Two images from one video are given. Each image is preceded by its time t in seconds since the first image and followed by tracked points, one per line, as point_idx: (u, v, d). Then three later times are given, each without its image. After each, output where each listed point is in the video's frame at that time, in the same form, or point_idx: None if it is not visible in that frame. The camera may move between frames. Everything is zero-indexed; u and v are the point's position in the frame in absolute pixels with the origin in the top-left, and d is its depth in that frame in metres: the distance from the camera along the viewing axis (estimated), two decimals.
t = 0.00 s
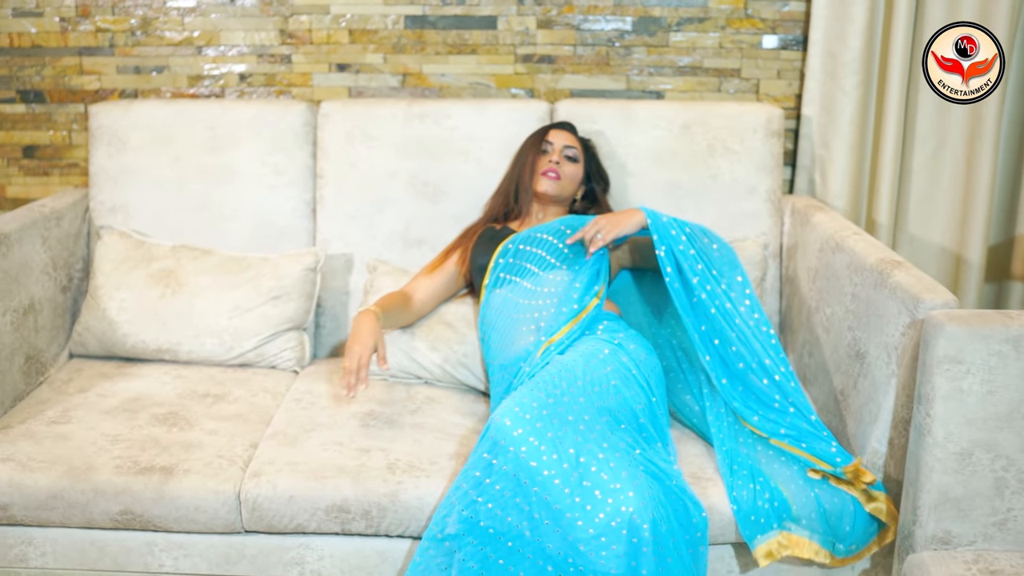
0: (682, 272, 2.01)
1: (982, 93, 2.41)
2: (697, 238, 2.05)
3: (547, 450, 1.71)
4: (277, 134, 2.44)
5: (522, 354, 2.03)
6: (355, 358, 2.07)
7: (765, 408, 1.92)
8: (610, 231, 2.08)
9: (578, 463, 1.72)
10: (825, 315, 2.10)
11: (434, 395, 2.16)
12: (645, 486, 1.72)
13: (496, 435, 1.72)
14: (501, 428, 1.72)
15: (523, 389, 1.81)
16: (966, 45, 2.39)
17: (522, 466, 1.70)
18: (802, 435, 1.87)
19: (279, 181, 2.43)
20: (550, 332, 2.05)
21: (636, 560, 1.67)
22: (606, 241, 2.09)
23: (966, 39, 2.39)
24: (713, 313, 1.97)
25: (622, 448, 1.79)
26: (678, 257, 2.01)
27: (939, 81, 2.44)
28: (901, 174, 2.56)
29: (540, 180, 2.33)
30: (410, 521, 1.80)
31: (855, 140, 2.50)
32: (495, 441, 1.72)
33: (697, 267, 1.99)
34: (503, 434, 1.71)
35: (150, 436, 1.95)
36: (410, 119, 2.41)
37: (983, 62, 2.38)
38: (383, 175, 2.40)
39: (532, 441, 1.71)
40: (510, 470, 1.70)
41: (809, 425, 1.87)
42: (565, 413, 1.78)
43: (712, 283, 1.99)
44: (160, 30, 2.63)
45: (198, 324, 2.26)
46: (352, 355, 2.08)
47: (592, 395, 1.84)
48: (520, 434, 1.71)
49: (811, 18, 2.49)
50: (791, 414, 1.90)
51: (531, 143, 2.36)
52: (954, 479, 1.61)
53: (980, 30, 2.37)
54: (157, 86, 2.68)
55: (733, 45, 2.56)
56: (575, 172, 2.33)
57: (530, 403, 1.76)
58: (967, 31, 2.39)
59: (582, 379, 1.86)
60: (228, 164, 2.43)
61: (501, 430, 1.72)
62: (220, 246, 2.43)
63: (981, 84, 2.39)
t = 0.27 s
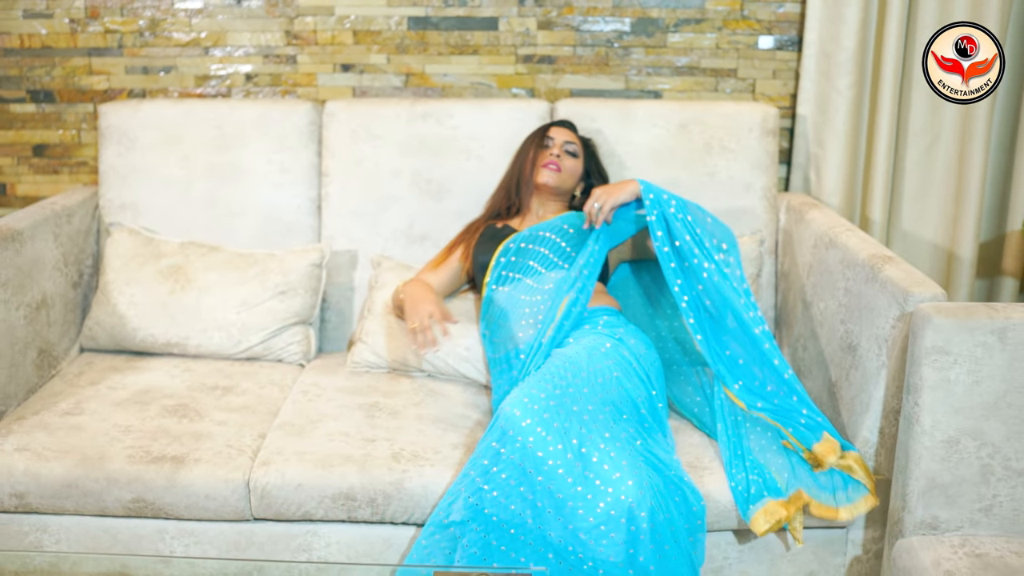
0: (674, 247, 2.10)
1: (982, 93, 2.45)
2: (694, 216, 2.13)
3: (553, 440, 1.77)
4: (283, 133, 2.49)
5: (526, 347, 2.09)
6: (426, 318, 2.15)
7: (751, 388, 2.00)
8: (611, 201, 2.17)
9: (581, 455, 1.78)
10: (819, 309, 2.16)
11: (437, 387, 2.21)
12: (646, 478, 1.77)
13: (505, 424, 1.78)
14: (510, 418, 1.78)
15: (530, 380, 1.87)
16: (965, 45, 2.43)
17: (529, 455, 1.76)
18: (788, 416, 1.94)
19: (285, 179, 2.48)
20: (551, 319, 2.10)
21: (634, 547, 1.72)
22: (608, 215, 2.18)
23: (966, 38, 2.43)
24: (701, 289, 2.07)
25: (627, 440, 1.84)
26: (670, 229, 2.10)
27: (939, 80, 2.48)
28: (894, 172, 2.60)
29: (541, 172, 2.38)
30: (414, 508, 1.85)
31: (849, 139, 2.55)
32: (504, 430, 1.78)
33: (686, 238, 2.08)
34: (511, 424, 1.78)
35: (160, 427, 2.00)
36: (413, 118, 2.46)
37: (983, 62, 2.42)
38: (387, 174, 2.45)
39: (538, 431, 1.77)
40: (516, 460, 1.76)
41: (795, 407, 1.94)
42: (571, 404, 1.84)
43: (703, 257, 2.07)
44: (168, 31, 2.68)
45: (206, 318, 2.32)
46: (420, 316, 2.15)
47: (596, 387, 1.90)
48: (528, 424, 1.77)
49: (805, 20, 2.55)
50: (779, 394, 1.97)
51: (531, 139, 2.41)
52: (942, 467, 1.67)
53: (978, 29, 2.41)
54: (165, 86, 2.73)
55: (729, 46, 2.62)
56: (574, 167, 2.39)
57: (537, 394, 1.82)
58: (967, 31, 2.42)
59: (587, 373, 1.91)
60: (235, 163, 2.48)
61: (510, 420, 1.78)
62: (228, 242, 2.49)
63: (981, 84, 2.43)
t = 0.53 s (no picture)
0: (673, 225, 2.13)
1: (982, 93, 2.50)
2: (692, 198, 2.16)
3: (560, 426, 1.82)
4: (287, 130, 2.53)
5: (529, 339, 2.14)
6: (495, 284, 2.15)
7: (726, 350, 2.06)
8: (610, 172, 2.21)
9: (586, 442, 1.83)
10: (813, 303, 2.20)
11: (440, 380, 2.26)
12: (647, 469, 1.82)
13: (515, 407, 1.83)
14: (520, 402, 1.83)
15: (539, 366, 1.92)
16: (965, 45, 2.48)
17: (536, 439, 1.81)
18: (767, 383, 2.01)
19: (289, 176, 2.53)
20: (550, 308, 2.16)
21: (632, 533, 1.78)
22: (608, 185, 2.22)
23: (966, 39, 2.47)
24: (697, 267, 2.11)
25: (631, 430, 1.89)
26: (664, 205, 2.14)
27: (939, 81, 2.52)
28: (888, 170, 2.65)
29: (542, 163, 2.40)
30: (418, 496, 1.90)
31: (843, 137, 2.60)
32: (512, 414, 1.83)
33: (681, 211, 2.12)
34: (521, 408, 1.82)
35: (169, 419, 2.05)
36: (416, 116, 2.50)
37: (983, 62, 2.48)
38: (390, 171, 2.49)
39: (546, 415, 1.82)
40: (523, 442, 1.81)
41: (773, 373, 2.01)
42: (578, 392, 1.89)
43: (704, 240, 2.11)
44: (174, 31, 2.73)
45: (212, 312, 2.36)
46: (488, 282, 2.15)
47: (601, 376, 1.95)
48: (536, 408, 1.82)
49: (801, 20, 2.59)
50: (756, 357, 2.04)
51: (533, 134, 2.45)
52: (931, 454, 1.72)
53: (977, 29, 2.46)
54: (171, 85, 2.77)
55: (726, 45, 2.66)
56: (574, 160, 2.42)
57: (546, 379, 1.88)
58: (967, 31, 2.47)
59: (592, 363, 1.96)
60: (241, 160, 2.53)
61: (520, 404, 1.83)
62: (234, 239, 2.53)
63: (981, 84, 2.49)
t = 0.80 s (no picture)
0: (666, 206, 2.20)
1: (983, 93, 2.54)
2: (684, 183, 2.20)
3: (567, 413, 1.85)
4: (291, 128, 2.57)
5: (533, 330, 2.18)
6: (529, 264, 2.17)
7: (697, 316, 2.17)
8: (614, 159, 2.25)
9: (591, 430, 1.86)
10: (809, 297, 2.24)
11: (442, 372, 2.30)
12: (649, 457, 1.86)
13: (523, 394, 1.86)
14: (528, 388, 1.86)
15: (546, 354, 1.96)
16: (966, 45, 2.51)
17: (543, 425, 1.84)
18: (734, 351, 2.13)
19: (294, 172, 2.56)
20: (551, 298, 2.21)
21: (632, 520, 1.83)
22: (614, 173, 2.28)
23: (965, 39, 2.50)
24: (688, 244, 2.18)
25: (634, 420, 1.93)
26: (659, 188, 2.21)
27: (939, 81, 2.56)
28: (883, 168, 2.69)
29: (546, 158, 2.44)
30: (421, 485, 1.94)
31: (839, 135, 2.64)
32: (520, 400, 1.87)
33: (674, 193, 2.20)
34: (529, 393, 1.86)
35: (177, 410, 2.09)
36: (418, 113, 2.54)
37: (983, 62, 2.52)
38: (393, 167, 2.53)
39: (553, 403, 1.85)
40: (530, 428, 1.85)
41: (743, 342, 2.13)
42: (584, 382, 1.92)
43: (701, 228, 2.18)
44: (180, 30, 2.77)
45: (218, 307, 2.40)
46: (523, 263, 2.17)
47: (606, 366, 1.99)
48: (544, 395, 1.86)
49: (797, 19, 2.63)
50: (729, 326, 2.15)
51: (536, 130, 2.48)
52: (924, 443, 1.75)
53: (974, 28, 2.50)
54: (176, 83, 2.81)
55: (724, 44, 2.70)
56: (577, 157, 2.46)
57: (554, 367, 1.91)
58: (967, 31, 2.50)
59: (597, 354, 2.01)
60: (246, 157, 2.56)
61: (528, 390, 1.86)
62: (239, 234, 2.57)
63: (981, 84, 2.53)
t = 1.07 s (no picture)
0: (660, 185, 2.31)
1: (982, 93, 2.57)
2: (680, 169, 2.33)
3: (570, 403, 1.92)
4: (298, 123, 2.61)
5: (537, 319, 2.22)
6: (541, 260, 2.22)
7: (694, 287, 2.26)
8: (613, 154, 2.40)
9: (593, 420, 1.92)
10: (806, 289, 2.28)
11: (446, 363, 2.34)
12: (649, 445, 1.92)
13: (527, 385, 1.92)
14: (532, 379, 1.92)
15: (550, 347, 2.02)
16: (966, 46, 2.54)
17: (546, 415, 1.90)
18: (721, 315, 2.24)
19: (300, 167, 2.61)
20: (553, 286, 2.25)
21: (633, 507, 1.87)
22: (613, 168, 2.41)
23: (966, 39, 2.54)
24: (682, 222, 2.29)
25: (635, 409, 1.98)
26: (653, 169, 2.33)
27: (939, 81, 2.59)
28: (880, 163, 2.74)
29: (553, 158, 2.48)
30: (426, 471, 1.98)
31: (836, 131, 2.69)
32: (524, 391, 1.93)
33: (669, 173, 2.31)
34: (532, 385, 1.92)
35: (187, 398, 2.13)
36: (422, 109, 2.59)
37: (983, 62, 2.55)
38: (397, 162, 2.58)
39: (555, 393, 1.91)
40: (534, 418, 1.91)
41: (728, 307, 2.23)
42: (586, 372, 1.98)
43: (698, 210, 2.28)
44: (187, 27, 2.81)
45: (226, 298, 2.44)
46: (534, 258, 2.22)
47: (608, 357, 2.04)
48: (547, 386, 1.92)
49: (795, 17, 2.68)
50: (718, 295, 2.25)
51: (543, 127, 2.51)
52: (917, 429, 1.80)
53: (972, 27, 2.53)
54: (184, 80, 2.86)
55: (722, 41, 2.75)
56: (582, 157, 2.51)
57: (557, 359, 1.97)
58: (967, 31, 2.53)
59: (599, 344, 2.06)
60: (253, 152, 2.61)
61: (532, 381, 1.92)
62: (246, 228, 2.61)
63: (981, 85, 2.55)
